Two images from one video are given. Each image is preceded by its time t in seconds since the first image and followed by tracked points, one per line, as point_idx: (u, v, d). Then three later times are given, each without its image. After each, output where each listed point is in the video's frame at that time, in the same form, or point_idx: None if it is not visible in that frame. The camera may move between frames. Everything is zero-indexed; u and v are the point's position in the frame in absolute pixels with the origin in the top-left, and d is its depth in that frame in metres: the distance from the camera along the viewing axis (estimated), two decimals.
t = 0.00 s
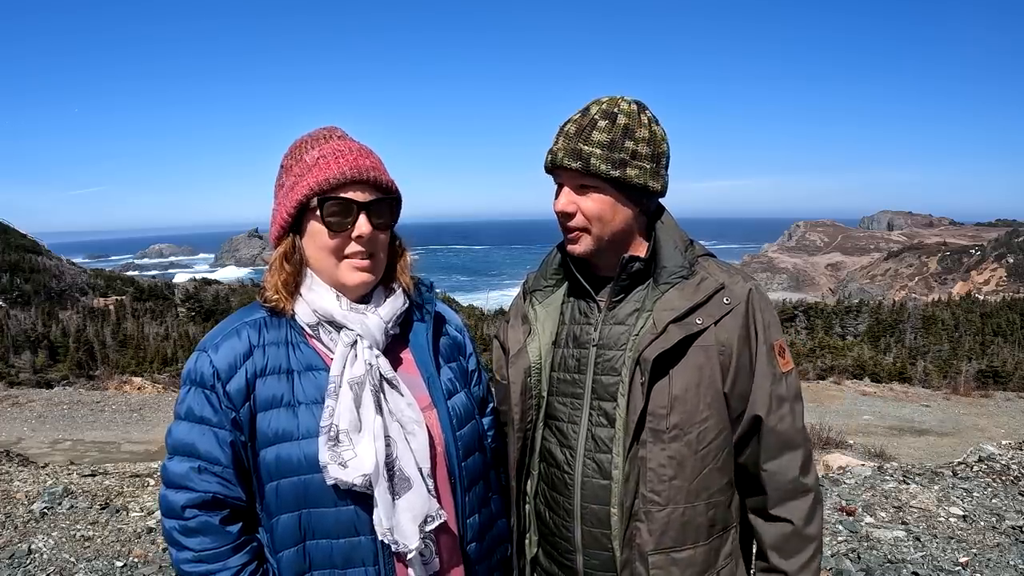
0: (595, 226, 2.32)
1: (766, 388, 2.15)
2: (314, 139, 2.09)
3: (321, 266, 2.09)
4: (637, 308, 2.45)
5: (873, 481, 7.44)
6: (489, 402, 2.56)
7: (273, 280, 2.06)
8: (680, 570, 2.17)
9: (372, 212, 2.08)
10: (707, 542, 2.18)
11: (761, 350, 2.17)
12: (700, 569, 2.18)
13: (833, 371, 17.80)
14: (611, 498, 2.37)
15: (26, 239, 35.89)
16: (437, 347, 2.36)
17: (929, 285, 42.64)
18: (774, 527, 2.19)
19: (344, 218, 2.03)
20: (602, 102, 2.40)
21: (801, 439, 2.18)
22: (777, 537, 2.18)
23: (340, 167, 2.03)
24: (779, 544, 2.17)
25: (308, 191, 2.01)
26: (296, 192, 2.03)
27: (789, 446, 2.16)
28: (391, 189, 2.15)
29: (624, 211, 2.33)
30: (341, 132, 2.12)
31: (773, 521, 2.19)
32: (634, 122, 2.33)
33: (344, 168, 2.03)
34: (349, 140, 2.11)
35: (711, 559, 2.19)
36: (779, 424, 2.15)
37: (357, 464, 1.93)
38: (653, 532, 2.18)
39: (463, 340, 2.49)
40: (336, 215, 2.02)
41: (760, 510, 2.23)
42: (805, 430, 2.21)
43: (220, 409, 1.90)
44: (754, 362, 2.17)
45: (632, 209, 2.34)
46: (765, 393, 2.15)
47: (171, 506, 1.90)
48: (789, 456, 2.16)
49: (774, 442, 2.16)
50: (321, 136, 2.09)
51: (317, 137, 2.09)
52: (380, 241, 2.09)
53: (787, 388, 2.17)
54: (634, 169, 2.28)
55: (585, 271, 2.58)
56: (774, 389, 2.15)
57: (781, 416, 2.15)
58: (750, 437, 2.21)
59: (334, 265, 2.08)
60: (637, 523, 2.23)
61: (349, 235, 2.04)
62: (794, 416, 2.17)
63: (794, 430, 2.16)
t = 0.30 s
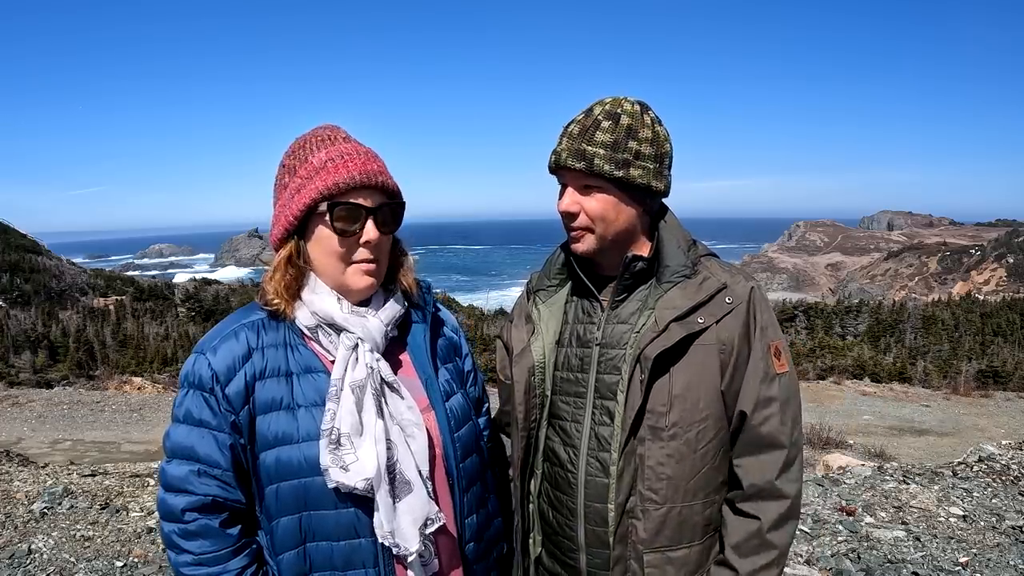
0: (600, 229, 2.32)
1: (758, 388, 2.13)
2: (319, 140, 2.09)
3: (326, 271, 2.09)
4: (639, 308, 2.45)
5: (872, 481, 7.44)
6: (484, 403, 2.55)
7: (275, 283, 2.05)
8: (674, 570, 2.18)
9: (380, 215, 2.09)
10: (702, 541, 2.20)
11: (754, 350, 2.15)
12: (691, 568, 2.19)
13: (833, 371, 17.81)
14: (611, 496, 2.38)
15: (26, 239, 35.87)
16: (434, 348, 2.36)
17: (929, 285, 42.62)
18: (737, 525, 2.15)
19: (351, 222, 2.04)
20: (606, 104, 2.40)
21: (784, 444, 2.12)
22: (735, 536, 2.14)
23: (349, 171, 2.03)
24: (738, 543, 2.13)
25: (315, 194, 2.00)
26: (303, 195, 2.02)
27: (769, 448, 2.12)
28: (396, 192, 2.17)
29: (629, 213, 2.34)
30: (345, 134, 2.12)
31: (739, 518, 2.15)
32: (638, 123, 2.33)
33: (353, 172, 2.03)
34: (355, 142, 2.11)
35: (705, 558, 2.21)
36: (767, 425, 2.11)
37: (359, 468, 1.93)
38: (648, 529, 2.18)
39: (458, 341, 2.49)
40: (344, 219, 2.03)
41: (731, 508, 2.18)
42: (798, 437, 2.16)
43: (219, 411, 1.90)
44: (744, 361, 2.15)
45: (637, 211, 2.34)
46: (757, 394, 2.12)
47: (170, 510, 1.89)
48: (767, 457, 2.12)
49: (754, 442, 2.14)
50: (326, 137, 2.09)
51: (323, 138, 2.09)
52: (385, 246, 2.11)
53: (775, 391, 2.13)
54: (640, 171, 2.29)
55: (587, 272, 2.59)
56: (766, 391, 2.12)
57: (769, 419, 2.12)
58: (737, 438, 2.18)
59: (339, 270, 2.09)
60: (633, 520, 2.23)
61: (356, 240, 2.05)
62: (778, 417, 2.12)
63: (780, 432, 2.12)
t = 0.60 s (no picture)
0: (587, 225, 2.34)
1: (773, 387, 2.14)
2: (303, 139, 2.10)
3: (317, 267, 2.09)
4: (646, 308, 2.45)
5: (872, 481, 7.44)
6: (483, 403, 2.55)
7: (269, 282, 2.06)
8: (679, 569, 2.17)
9: (366, 207, 2.08)
10: (708, 541, 2.19)
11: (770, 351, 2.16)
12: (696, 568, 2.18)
13: (833, 371, 17.80)
14: (615, 494, 2.38)
15: (26, 239, 35.87)
16: (433, 350, 2.36)
17: (929, 285, 42.60)
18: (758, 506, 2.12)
19: (337, 214, 2.03)
20: (594, 104, 2.41)
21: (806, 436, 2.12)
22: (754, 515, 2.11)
23: (330, 162, 2.02)
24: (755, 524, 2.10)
25: (299, 188, 2.01)
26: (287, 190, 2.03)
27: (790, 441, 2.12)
28: (384, 184, 2.15)
29: (615, 208, 2.32)
30: (330, 130, 2.13)
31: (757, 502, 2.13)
32: (625, 121, 2.33)
33: (334, 162, 2.02)
34: (340, 137, 2.11)
35: (711, 559, 2.19)
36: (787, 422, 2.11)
37: (356, 469, 1.93)
38: (655, 529, 2.17)
39: (458, 342, 2.49)
40: (328, 212, 2.03)
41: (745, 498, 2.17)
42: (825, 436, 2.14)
43: (217, 412, 1.90)
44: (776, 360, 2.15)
45: (623, 206, 2.32)
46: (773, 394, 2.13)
47: (168, 510, 1.89)
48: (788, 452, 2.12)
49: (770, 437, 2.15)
50: (309, 134, 2.10)
51: (306, 136, 2.10)
52: (373, 238, 2.09)
53: (792, 387, 2.13)
54: (621, 168, 2.27)
55: (590, 271, 2.59)
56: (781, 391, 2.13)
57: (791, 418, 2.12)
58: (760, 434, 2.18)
59: (330, 265, 2.08)
60: (638, 520, 2.22)
61: (342, 232, 2.04)
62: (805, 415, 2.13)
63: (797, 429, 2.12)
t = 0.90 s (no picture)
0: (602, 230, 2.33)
1: (783, 378, 2.12)
2: (317, 141, 2.08)
3: (328, 272, 2.08)
4: (645, 307, 2.45)
5: (873, 481, 7.44)
6: (482, 403, 2.56)
7: (278, 286, 2.03)
8: (685, 568, 2.15)
9: (382, 216, 2.10)
10: (715, 540, 2.18)
11: (776, 345, 2.15)
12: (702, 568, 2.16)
13: (833, 371, 17.79)
14: (616, 494, 2.37)
15: (26, 239, 35.86)
16: (431, 349, 2.36)
17: (929, 285, 42.60)
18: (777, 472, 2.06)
19: (355, 222, 2.04)
20: (613, 111, 2.36)
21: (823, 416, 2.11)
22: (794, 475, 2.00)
23: (351, 170, 2.03)
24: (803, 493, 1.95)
25: (319, 193, 2.00)
26: (304, 196, 2.00)
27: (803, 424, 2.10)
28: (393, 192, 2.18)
29: (636, 224, 2.35)
30: (344, 134, 2.12)
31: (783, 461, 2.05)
32: (646, 137, 2.30)
33: (355, 171, 2.04)
34: (355, 143, 2.11)
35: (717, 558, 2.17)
36: (799, 410, 2.11)
37: (357, 470, 1.93)
38: (658, 528, 2.17)
39: (456, 342, 2.49)
40: (348, 220, 2.03)
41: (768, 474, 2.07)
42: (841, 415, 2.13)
43: (217, 415, 1.90)
44: (784, 352, 2.14)
45: (645, 223, 2.35)
46: (782, 387, 2.11)
47: (169, 513, 1.89)
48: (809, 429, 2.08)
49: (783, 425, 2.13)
50: (324, 137, 2.09)
51: (321, 138, 2.08)
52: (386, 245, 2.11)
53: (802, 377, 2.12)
54: (638, 184, 2.27)
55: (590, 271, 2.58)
56: (791, 381, 2.11)
57: (801, 407, 2.11)
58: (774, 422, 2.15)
59: (341, 270, 2.08)
60: (642, 520, 2.22)
61: (360, 241, 2.05)
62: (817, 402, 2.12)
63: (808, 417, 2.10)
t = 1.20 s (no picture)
0: (611, 220, 2.31)
1: (784, 386, 2.13)
2: (340, 139, 2.11)
3: (358, 271, 2.09)
4: (648, 308, 2.45)
5: (872, 481, 7.45)
6: (480, 401, 2.56)
7: (312, 285, 2.01)
8: (684, 571, 2.15)
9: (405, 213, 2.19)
10: (715, 544, 2.17)
11: (779, 352, 2.15)
12: (702, 570, 2.16)
13: (833, 371, 17.78)
14: (616, 495, 2.37)
15: (26, 239, 35.84)
16: (433, 349, 2.36)
17: (929, 285, 42.59)
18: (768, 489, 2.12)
19: (388, 218, 2.10)
20: (597, 104, 2.38)
21: (819, 431, 2.14)
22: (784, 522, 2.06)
23: (385, 166, 2.12)
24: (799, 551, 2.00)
25: (360, 188, 2.02)
26: (345, 191, 2.01)
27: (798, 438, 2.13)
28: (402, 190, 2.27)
29: (630, 211, 2.32)
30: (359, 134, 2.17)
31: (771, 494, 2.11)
32: (629, 123, 2.31)
33: (389, 169, 2.13)
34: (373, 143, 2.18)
35: (717, 562, 2.17)
36: (799, 420, 2.12)
37: (374, 465, 1.93)
38: (659, 530, 2.16)
39: (456, 340, 2.49)
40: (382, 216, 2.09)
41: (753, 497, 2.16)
42: (836, 429, 2.17)
43: (224, 418, 1.90)
44: (787, 360, 2.14)
45: (640, 209, 2.33)
46: (783, 395, 2.12)
47: (176, 519, 1.88)
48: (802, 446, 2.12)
49: (782, 435, 2.15)
50: (348, 137, 2.13)
51: (346, 138, 2.12)
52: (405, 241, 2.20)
53: (803, 386, 2.13)
54: (630, 169, 2.26)
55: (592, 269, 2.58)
56: (792, 391, 2.12)
57: (802, 417, 2.13)
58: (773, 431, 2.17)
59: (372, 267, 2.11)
60: (643, 522, 2.21)
61: (392, 236, 2.11)
62: (815, 413, 2.14)
63: (805, 427, 2.13)
